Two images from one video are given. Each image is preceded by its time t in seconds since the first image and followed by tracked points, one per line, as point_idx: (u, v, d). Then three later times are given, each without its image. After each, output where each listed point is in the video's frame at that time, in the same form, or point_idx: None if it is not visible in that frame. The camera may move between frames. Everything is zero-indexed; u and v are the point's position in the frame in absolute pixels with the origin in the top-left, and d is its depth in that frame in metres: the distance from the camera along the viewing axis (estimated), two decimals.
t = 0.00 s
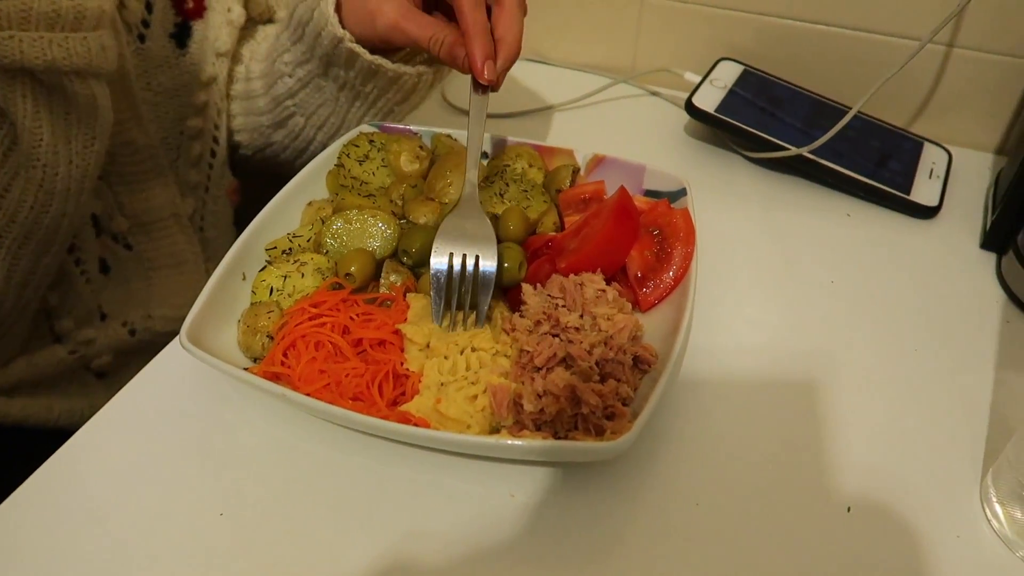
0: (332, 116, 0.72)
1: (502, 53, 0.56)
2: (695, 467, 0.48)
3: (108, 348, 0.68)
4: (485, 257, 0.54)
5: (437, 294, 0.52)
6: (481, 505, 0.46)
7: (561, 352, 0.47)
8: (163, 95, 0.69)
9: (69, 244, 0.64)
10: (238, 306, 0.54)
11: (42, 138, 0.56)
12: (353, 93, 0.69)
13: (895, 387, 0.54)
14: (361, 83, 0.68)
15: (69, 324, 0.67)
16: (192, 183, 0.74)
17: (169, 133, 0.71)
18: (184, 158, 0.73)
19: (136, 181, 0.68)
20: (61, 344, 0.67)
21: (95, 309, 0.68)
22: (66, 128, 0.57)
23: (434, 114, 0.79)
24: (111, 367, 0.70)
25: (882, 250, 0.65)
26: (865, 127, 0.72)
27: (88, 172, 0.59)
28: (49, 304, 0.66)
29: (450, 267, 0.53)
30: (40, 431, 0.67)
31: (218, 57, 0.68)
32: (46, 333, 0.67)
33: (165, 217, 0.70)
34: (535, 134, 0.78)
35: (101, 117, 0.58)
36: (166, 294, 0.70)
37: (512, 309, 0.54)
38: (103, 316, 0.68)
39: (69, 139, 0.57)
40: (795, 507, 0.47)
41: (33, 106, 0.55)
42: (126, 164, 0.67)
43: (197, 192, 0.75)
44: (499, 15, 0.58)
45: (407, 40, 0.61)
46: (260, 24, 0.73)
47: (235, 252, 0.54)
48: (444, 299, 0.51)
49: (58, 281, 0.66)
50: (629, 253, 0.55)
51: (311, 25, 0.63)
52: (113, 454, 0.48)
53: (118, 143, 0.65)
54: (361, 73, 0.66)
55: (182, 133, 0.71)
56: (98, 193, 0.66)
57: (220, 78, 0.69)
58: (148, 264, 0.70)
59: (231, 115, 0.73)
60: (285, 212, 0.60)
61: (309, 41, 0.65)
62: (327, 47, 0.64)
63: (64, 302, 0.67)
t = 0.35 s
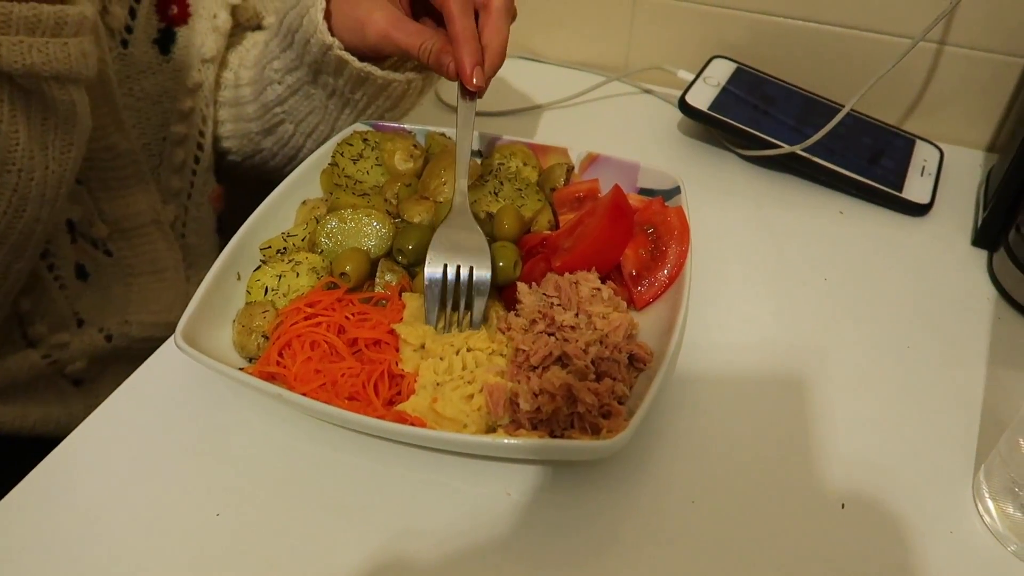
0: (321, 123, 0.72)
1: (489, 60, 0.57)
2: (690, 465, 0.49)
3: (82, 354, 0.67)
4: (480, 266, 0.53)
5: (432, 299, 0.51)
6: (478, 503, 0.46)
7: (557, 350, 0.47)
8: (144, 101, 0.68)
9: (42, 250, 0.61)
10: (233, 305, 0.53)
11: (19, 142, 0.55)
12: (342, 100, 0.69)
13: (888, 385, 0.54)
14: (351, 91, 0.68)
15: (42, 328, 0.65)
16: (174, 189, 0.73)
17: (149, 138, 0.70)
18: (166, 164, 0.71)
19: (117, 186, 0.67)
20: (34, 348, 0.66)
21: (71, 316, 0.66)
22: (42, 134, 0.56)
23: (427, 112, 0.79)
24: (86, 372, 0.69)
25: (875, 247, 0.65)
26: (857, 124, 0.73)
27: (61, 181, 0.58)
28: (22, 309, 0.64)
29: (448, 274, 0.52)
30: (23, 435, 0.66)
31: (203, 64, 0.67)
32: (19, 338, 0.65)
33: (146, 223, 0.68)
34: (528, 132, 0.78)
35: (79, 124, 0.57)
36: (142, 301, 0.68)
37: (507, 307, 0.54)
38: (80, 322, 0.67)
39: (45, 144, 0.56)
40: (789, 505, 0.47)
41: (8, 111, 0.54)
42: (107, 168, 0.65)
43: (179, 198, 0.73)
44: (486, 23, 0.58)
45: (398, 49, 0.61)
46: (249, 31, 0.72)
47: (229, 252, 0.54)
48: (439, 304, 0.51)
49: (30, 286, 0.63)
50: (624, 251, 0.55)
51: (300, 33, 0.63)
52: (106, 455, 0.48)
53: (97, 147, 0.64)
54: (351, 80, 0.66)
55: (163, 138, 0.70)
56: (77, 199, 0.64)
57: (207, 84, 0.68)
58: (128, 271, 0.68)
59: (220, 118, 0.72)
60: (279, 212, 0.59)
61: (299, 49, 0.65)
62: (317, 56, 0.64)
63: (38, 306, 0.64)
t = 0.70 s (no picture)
0: (308, 123, 0.71)
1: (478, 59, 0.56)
2: (684, 469, 0.49)
3: (75, 350, 0.65)
4: (475, 262, 0.53)
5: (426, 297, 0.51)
6: (470, 506, 0.46)
7: (551, 353, 0.47)
8: (134, 97, 0.67)
9: (36, 246, 0.61)
10: (224, 306, 0.53)
11: (16, 140, 0.54)
12: (329, 100, 0.68)
13: (882, 389, 0.54)
14: (338, 93, 0.67)
15: (34, 325, 0.64)
16: (165, 186, 0.72)
17: (140, 134, 0.69)
18: (157, 161, 0.71)
19: (107, 183, 0.66)
20: (25, 345, 0.64)
21: (63, 313, 0.65)
22: (40, 131, 0.55)
23: (422, 113, 0.79)
24: (81, 369, 0.68)
25: (869, 251, 0.65)
26: (852, 128, 0.73)
27: (58, 178, 0.57)
28: (13, 308, 0.63)
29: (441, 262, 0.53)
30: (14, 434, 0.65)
31: (193, 61, 0.67)
32: (10, 335, 0.64)
33: (137, 220, 0.68)
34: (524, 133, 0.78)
35: (77, 121, 0.57)
36: (138, 296, 0.68)
37: (501, 310, 0.54)
38: (72, 318, 0.66)
39: (43, 142, 0.56)
40: (783, 509, 0.47)
41: (7, 107, 0.53)
42: (98, 167, 0.65)
43: (170, 195, 0.73)
44: (474, 24, 0.58)
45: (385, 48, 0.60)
46: (237, 28, 0.73)
47: (221, 251, 0.54)
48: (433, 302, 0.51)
49: (22, 285, 0.63)
50: (618, 254, 0.55)
51: (287, 34, 0.63)
52: (97, 453, 0.47)
53: (89, 144, 0.63)
54: (338, 82, 0.65)
55: (154, 135, 0.70)
56: (70, 197, 0.64)
57: (196, 82, 0.68)
58: (121, 266, 0.68)
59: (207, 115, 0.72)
60: (272, 211, 0.59)
61: (286, 50, 0.64)
62: (303, 57, 0.63)
63: (29, 304, 0.64)
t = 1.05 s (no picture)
0: (307, 122, 0.71)
1: (475, 59, 0.57)
2: (683, 473, 0.49)
3: (73, 346, 0.65)
4: (473, 262, 0.52)
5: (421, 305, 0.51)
6: (468, 509, 0.46)
7: (552, 357, 0.47)
8: (136, 94, 0.67)
9: (37, 244, 0.61)
10: (224, 306, 0.53)
11: (19, 138, 0.54)
12: (327, 100, 0.68)
13: (883, 396, 0.54)
14: (336, 91, 0.67)
15: (34, 321, 0.63)
16: (166, 183, 0.72)
17: (143, 132, 0.69)
18: (158, 158, 0.71)
19: (108, 178, 0.66)
20: (24, 341, 0.64)
21: (63, 309, 0.65)
22: (43, 128, 0.55)
23: (423, 113, 0.79)
24: (80, 366, 0.67)
25: (869, 256, 0.65)
26: (853, 132, 0.73)
27: (59, 177, 0.57)
28: (14, 304, 0.62)
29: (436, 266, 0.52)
30: (12, 430, 0.65)
31: (194, 58, 0.67)
32: (10, 332, 0.63)
33: (138, 218, 0.68)
34: (525, 135, 0.78)
35: (78, 120, 0.57)
36: (137, 294, 0.67)
37: (501, 313, 0.54)
38: (72, 315, 0.66)
39: (46, 139, 0.55)
40: (781, 514, 0.47)
41: (11, 105, 0.53)
42: (99, 163, 0.65)
43: (171, 192, 0.73)
44: (472, 23, 0.58)
45: (384, 46, 0.61)
46: (239, 27, 0.72)
47: (222, 251, 0.53)
48: (427, 310, 0.51)
49: (22, 279, 0.62)
50: (620, 257, 0.55)
51: (286, 31, 0.63)
52: (96, 452, 0.47)
53: (91, 141, 0.63)
54: (337, 80, 0.65)
55: (155, 132, 0.70)
56: (72, 194, 0.63)
57: (197, 78, 0.68)
58: (120, 263, 0.68)
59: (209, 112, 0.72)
60: (274, 211, 0.59)
61: (284, 47, 0.64)
62: (302, 53, 0.63)
63: (29, 298, 0.63)
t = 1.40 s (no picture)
0: (299, 137, 0.71)
1: (477, 79, 0.58)
2: (682, 475, 0.49)
3: (73, 343, 0.64)
4: (474, 287, 0.52)
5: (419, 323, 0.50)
6: (466, 509, 0.46)
7: (552, 357, 0.47)
8: (137, 90, 0.67)
9: (37, 239, 0.60)
10: (224, 303, 0.53)
11: (19, 134, 0.54)
12: (322, 118, 0.69)
13: (882, 399, 0.54)
14: (332, 110, 0.68)
15: (33, 316, 0.63)
16: (165, 179, 0.72)
17: (143, 128, 0.69)
18: (158, 154, 0.71)
19: (108, 174, 0.66)
20: (22, 336, 0.63)
21: (63, 305, 0.65)
22: (44, 124, 0.55)
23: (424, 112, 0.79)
24: (79, 362, 0.67)
25: (869, 259, 0.65)
26: (854, 135, 0.73)
27: (60, 172, 0.57)
28: (13, 298, 0.62)
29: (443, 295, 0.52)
30: (10, 425, 0.64)
31: (191, 54, 0.67)
32: (9, 328, 0.63)
33: (137, 213, 0.68)
34: (527, 134, 0.78)
35: (80, 115, 0.56)
36: (137, 291, 0.68)
37: (501, 312, 0.54)
38: (72, 310, 0.65)
39: (47, 135, 0.55)
40: (779, 516, 0.47)
41: (13, 100, 0.53)
42: (99, 159, 0.65)
43: (170, 188, 0.73)
44: (473, 45, 0.60)
45: (383, 65, 0.61)
46: (237, 24, 0.73)
47: (222, 249, 0.53)
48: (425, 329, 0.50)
49: (22, 274, 0.62)
50: (620, 258, 0.55)
51: (284, 49, 0.63)
52: (93, 450, 0.47)
53: (92, 138, 0.63)
54: (333, 101, 0.66)
55: (155, 128, 0.69)
56: (73, 189, 0.63)
57: (193, 75, 0.67)
58: (120, 259, 0.68)
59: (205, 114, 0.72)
60: (274, 208, 0.59)
61: (280, 64, 0.65)
62: (299, 74, 0.64)
63: (29, 294, 0.63)
